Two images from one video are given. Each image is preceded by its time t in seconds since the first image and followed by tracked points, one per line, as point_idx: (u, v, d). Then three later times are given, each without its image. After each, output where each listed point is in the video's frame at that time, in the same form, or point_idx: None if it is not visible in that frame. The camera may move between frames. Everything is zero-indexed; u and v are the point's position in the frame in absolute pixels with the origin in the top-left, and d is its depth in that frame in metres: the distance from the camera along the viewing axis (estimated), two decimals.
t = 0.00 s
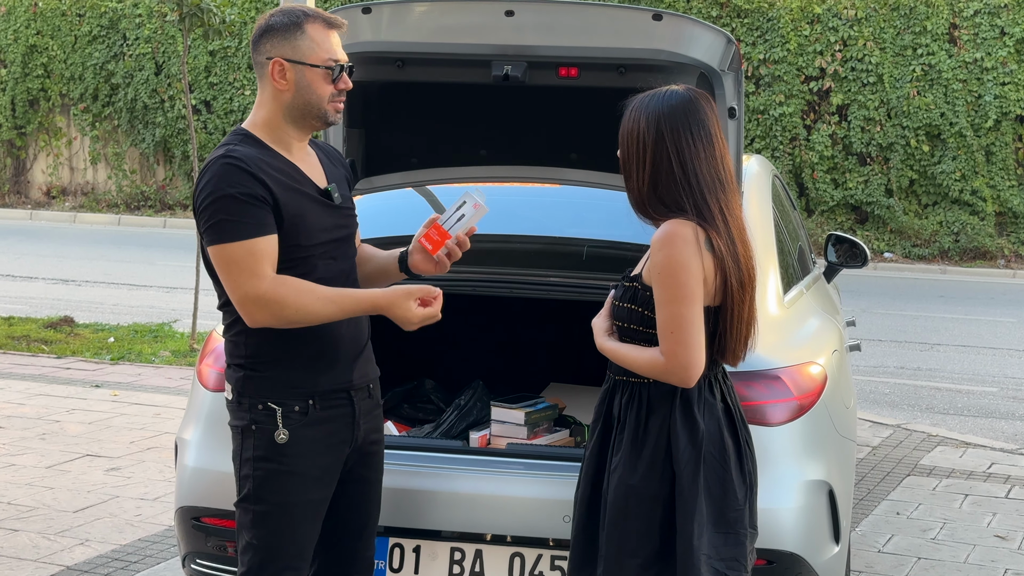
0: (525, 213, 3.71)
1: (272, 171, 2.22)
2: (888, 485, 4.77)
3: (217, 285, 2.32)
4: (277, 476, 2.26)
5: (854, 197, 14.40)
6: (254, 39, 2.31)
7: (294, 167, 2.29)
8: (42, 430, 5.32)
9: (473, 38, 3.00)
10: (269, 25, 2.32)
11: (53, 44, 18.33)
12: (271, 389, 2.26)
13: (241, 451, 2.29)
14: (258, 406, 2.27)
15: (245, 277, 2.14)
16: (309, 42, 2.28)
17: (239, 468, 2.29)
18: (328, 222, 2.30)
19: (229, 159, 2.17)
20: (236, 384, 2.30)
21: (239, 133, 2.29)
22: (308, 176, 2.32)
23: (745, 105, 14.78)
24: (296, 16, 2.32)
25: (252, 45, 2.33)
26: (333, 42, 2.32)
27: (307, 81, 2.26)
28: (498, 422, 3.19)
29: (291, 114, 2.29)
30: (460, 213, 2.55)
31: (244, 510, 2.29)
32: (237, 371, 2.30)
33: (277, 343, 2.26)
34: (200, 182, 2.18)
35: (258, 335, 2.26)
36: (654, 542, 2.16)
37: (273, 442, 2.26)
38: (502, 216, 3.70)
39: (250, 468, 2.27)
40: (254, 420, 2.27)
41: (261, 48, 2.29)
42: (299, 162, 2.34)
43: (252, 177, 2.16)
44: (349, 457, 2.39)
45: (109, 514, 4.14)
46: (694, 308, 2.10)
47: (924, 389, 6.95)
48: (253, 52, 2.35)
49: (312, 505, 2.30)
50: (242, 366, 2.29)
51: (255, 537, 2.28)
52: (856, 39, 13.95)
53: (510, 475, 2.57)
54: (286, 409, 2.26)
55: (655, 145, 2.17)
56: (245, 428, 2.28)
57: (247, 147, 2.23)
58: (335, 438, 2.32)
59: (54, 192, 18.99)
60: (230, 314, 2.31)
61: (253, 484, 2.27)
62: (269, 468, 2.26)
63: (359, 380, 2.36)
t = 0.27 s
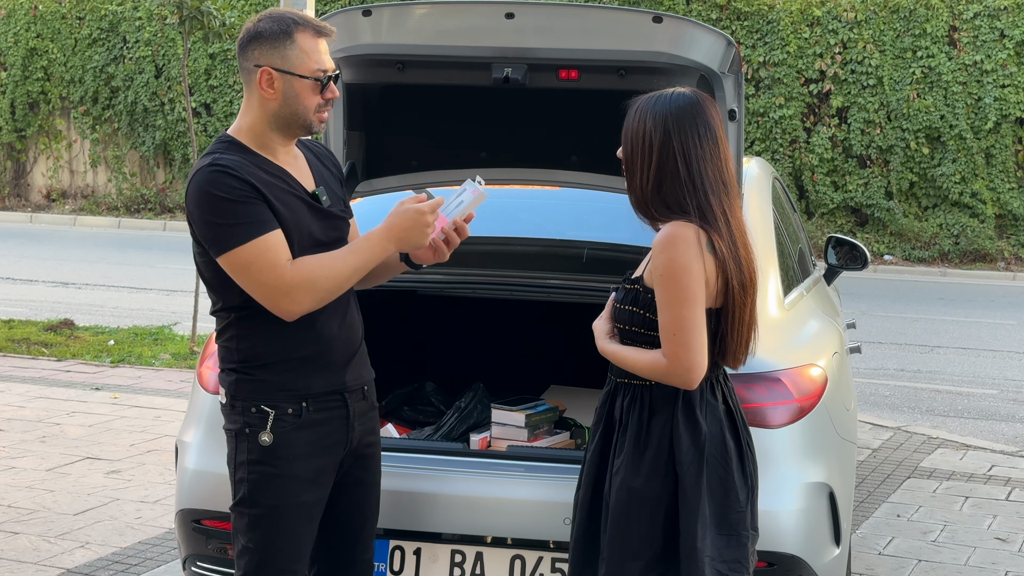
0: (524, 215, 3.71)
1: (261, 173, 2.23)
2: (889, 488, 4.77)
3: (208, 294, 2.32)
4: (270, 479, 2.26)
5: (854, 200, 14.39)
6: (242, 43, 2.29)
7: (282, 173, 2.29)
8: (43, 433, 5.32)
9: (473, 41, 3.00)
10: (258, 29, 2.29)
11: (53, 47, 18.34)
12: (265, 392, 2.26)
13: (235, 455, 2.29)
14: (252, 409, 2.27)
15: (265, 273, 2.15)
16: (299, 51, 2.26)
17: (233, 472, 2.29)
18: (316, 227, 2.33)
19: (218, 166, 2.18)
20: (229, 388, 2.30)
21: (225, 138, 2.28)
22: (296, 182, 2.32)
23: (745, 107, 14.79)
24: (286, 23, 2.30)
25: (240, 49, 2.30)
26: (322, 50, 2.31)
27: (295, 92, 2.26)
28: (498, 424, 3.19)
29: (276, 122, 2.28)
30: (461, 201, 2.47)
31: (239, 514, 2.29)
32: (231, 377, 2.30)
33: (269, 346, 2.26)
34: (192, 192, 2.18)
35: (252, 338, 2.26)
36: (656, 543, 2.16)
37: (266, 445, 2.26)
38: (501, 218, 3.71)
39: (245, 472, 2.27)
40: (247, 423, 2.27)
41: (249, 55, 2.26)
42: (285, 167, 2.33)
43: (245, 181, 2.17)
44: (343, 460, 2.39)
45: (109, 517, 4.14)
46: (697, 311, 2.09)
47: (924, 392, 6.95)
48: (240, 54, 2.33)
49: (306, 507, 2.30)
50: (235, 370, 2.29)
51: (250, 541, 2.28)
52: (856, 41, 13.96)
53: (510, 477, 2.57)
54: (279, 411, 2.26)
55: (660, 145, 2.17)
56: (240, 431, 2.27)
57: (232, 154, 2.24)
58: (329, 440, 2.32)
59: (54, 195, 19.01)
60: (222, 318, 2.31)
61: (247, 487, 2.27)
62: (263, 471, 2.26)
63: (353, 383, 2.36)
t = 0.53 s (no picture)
0: (524, 216, 3.70)
1: (271, 174, 2.24)
2: (889, 488, 4.77)
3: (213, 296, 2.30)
4: (280, 481, 2.26)
5: (854, 201, 14.40)
6: (246, 48, 2.26)
7: (286, 173, 2.29)
8: (43, 433, 5.32)
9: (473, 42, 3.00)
10: (265, 35, 2.26)
11: (53, 48, 18.34)
12: (274, 394, 2.26)
13: (244, 457, 2.28)
14: (261, 412, 2.26)
15: (298, 264, 2.15)
16: (309, 59, 2.26)
17: (241, 474, 2.29)
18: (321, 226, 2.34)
19: (230, 168, 2.17)
20: (236, 391, 2.29)
21: (226, 141, 2.27)
22: (298, 180, 2.32)
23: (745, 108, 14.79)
24: (293, 29, 2.28)
25: (243, 53, 2.27)
26: (327, 57, 2.31)
27: (306, 99, 2.26)
28: (499, 425, 3.19)
29: (283, 127, 2.28)
30: (461, 185, 2.53)
31: (248, 516, 2.28)
32: (240, 379, 2.29)
33: (278, 347, 2.25)
34: (204, 195, 2.17)
35: (258, 340, 2.25)
36: (657, 544, 2.16)
37: (277, 447, 2.26)
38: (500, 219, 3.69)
39: (254, 473, 2.26)
40: (257, 425, 2.26)
41: (255, 62, 2.23)
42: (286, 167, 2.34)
43: (258, 181, 2.18)
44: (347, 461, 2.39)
45: (109, 518, 4.14)
46: (698, 310, 2.09)
47: (924, 392, 6.95)
48: (239, 58, 2.29)
49: (314, 509, 2.30)
50: (242, 373, 2.28)
51: (259, 542, 2.28)
52: (856, 42, 13.97)
53: (511, 477, 2.57)
54: (289, 413, 2.26)
55: (662, 144, 2.17)
56: (249, 434, 2.27)
57: (238, 158, 2.23)
58: (336, 441, 2.32)
59: (54, 196, 19.02)
60: (227, 321, 2.29)
61: (257, 489, 2.26)
62: (273, 473, 2.26)
63: (357, 383, 2.37)
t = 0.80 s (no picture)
0: (524, 214, 3.75)
1: (283, 173, 2.24)
2: (888, 487, 4.77)
3: (220, 295, 2.29)
4: (289, 481, 2.26)
5: (853, 200, 14.40)
6: (260, 45, 2.25)
7: (295, 172, 2.29)
8: (42, 433, 5.32)
9: (473, 40, 3.00)
10: (281, 33, 2.25)
11: (52, 48, 18.32)
12: (282, 394, 2.25)
13: (252, 457, 2.28)
14: (270, 412, 2.26)
15: (314, 262, 2.15)
16: (322, 60, 2.25)
17: (249, 474, 2.28)
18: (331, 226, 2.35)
19: (246, 167, 2.16)
20: (242, 390, 2.29)
21: (235, 140, 2.26)
22: (305, 179, 2.32)
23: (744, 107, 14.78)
24: (307, 29, 2.27)
25: (258, 50, 2.26)
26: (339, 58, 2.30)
27: (317, 99, 2.26)
28: (498, 424, 3.19)
29: (293, 127, 2.28)
30: (462, 192, 2.55)
31: (255, 515, 2.28)
32: (247, 379, 2.28)
33: (286, 348, 2.25)
34: (218, 193, 2.16)
35: (265, 341, 2.25)
36: (654, 543, 2.16)
37: (286, 447, 2.26)
38: (501, 217, 3.76)
39: (262, 473, 2.27)
40: (266, 425, 2.26)
41: (269, 60, 2.23)
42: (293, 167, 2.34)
43: (272, 180, 2.18)
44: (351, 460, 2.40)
45: (109, 517, 4.14)
46: (695, 309, 2.09)
47: (923, 391, 6.95)
48: (252, 56, 2.28)
49: (320, 509, 2.30)
50: (249, 372, 2.28)
51: (266, 542, 2.28)
52: (855, 41, 13.96)
53: (510, 476, 2.57)
54: (298, 413, 2.25)
55: (662, 144, 2.17)
56: (257, 434, 2.26)
57: (251, 156, 2.22)
58: (343, 440, 2.33)
59: (53, 195, 19.01)
60: (233, 320, 2.29)
61: (266, 489, 2.26)
62: (282, 473, 2.26)
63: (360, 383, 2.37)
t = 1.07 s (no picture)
0: (525, 212, 3.77)
1: (285, 171, 2.24)
2: (888, 485, 4.77)
3: (221, 293, 2.29)
4: (289, 480, 2.26)
5: (852, 198, 14.40)
6: (259, 38, 2.28)
7: (296, 169, 2.29)
8: (41, 432, 5.31)
9: (472, 39, 3.00)
10: (277, 25, 2.28)
11: (51, 46, 18.30)
12: (283, 392, 2.25)
13: (253, 455, 2.28)
14: (270, 411, 2.26)
15: (312, 262, 2.15)
16: (314, 51, 2.25)
17: (249, 472, 2.28)
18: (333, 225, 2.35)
19: (247, 164, 2.16)
20: (243, 388, 2.28)
21: (237, 136, 2.27)
22: (308, 179, 2.32)
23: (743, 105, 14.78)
24: (303, 22, 2.28)
25: (256, 43, 2.29)
26: (337, 52, 2.29)
27: (308, 90, 2.25)
28: (498, 422, 3.19)
29: (288, 120, 2.28)
30: (466, 197, 2.53)
31: (255, 513, 2.28)
32: (248, 377, 2.27)
33: (287, 346, 2.25)
34: (219, 189, 2.15)
35: (266, 339, 2.25)
36: (652, 542, 2.16)
37: (286, 445, 2.26)
38: (501, 216, 3.77)
39: (262, 472, 2.26)
40: (266, 424, 2.26)
41: (265, 51, 2.25)
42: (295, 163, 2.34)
43: (273, 177, 2.17)
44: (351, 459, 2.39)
45: (108, 516, 4.13)
46: (692, 308, 2.09)
47: (922, 389, 6.95)
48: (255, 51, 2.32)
49: (320, 508, 2.30)
50: (250, 371, 2.27)
51: (266, 541, 2.28)
52: (854, 39, 13.95)
53: (510, 474, 2.57)
54: (298, 412, 2.25)
55: (660, 142, 2.17)
56: (257, 432, 2.26)
57: (253, 154, 2.22)
58: (343, 439, 2.33)
59: (52, 194, 19.00)
60: (235, 318, 2.28)
61: (266, 487, 2.26)
62: (283, 472, 2.26)
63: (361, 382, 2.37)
